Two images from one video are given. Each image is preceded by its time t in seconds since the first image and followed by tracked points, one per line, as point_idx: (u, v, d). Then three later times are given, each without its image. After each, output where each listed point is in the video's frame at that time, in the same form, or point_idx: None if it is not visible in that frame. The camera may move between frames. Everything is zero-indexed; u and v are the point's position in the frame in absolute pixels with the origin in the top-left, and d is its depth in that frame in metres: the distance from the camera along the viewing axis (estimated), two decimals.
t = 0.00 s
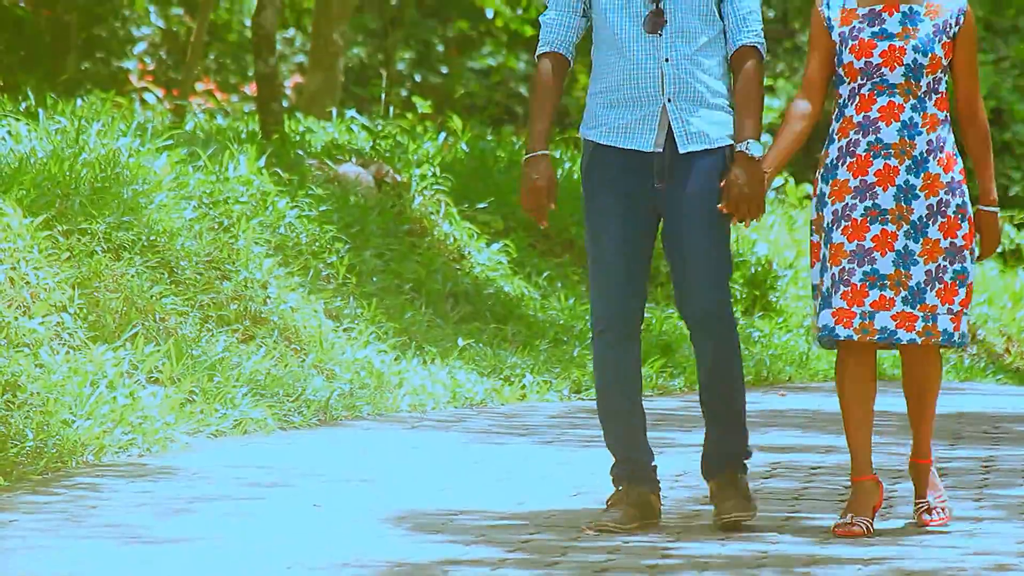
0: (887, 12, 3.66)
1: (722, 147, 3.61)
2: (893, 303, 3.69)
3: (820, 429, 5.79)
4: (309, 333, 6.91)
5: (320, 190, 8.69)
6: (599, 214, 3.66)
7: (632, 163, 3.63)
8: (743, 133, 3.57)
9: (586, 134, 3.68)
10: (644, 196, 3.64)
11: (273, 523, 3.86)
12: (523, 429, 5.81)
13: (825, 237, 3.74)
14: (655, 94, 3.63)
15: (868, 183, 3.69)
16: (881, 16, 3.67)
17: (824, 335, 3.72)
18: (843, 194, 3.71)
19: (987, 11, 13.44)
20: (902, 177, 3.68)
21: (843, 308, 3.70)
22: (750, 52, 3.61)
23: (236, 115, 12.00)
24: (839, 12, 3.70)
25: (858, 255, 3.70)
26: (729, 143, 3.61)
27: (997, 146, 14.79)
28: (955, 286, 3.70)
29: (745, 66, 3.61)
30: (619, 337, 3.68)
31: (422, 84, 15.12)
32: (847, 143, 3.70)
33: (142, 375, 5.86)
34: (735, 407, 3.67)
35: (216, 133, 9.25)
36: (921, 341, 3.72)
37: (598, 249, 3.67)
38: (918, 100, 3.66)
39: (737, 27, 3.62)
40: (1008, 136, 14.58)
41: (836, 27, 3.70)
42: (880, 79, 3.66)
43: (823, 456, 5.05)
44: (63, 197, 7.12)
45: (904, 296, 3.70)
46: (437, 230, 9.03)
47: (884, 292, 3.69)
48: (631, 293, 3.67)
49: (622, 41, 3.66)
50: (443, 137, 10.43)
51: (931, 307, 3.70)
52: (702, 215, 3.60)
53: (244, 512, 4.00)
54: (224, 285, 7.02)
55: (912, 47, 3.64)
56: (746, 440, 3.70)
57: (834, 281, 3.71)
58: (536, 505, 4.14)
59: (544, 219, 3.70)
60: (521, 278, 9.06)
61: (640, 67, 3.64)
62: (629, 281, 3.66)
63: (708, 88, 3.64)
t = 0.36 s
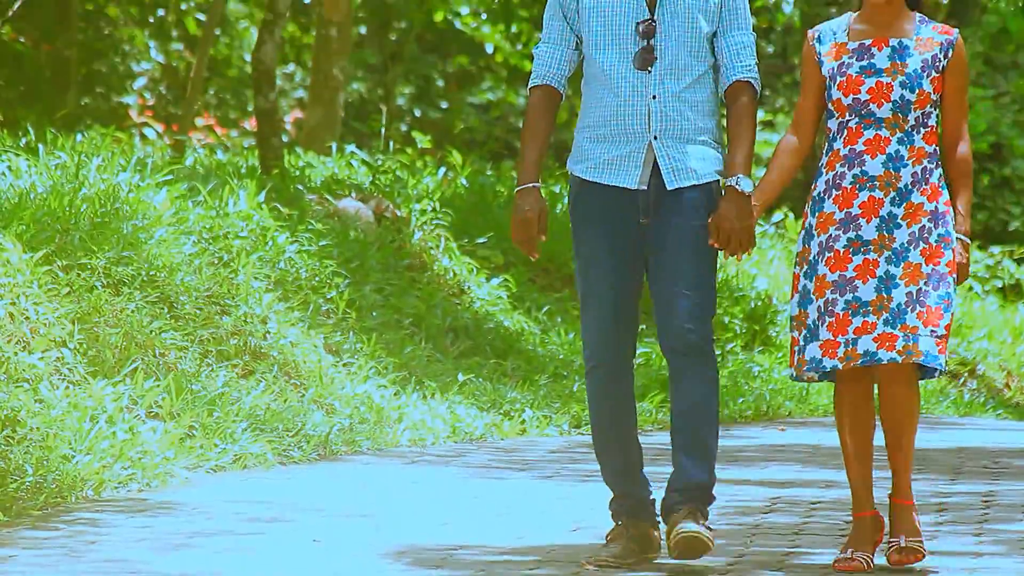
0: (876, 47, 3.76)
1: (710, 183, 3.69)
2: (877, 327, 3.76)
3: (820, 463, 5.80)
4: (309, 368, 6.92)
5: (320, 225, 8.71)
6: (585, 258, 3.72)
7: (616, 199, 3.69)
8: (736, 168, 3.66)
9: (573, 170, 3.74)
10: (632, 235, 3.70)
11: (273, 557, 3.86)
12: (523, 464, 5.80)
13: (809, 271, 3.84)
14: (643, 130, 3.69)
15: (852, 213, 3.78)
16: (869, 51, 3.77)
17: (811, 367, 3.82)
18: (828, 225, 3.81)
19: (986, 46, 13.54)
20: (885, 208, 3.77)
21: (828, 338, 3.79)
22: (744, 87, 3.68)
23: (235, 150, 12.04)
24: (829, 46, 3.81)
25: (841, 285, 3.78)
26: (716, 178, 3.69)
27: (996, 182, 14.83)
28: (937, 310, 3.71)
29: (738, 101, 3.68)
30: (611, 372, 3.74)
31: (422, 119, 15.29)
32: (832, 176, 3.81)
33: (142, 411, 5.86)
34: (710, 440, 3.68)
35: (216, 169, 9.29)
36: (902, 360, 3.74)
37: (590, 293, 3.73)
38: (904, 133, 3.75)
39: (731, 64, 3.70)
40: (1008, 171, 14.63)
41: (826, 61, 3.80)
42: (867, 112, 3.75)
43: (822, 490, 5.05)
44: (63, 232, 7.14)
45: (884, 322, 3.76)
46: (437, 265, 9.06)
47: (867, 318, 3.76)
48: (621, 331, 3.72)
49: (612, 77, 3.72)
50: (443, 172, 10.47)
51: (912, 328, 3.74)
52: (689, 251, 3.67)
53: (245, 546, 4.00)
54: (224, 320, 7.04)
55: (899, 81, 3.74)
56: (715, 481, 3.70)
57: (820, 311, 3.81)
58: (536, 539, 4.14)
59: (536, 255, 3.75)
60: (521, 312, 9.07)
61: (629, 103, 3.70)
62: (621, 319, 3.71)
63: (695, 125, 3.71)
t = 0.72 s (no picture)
0: (868, 88, 4.02)
1: (706, 229, 3.77)
2: (865, 372, 3.99)
3: (820, 503, 5.79)
4: (309, 408, 6.92)
5: (320, 264, 8.73)
6: (580, 297, 3.81)
7: (611, 241, 3.78)
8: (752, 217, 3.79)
9: (571, 213, 3.83)
10: (626, 277, 3.79)
11: None
12: (522, 504, 5.79)
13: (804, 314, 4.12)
14: (641, 175, 3.77)
15: (841, 255, 4.05)
16: (862, 91, 4.03)
17: (804, 411, 4.09)
18: (819, 267, 4.08)
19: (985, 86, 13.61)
20: (875, 249, 4.02)
21: (818, 383, 4.05)
22: (751, 133, 3.81)
23: (235, 190, 12.06)
24: (825, 88, 4.09)
25: (830, 328, 4.05)
26: (714, 226, 3.76)
27: (996, 222, 14.87)
28: (925, 351, 3.95)
29: (745, 148, 3.81)
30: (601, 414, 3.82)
31: (423, 158, 15.39)
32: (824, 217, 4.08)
33: (141, 451, 5.85)
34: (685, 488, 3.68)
35: (216, 209, 9.32)
36: (888, 405, 3.96)
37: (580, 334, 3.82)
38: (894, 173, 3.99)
39: (737, 112, 3.80)
40: (1008, 212, 14.65)
41: (820, 103, 4.08)
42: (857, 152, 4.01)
43: (823, 530, 5.05)
44: (62, 272, 7.16)
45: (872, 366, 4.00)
46: (436, 304, 9.09)
47: (855, 363, 4.01)
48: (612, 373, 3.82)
49: (612, 121, 3.79)
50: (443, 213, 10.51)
51: (899, 371, 3.97)
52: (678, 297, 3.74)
53: None
54: (224, 360, 7.05)
55: (888, 122, 3.98)
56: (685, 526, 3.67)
57: (812, 355, 4.08)
58: None
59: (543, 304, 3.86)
60: (521, 352, 9.07)
61: (628, 148, 3.78)
62: (611, 359, 3.81)
63: (694, 170, 3.79)
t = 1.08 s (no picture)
0: (869, 118, 4.27)
1: (708, 266, 3.79)
2: (857, 408, 4.23)
3: (821, 528, 5.80)
4: (309, 432, 6.93)
5: (320, 289, 8.74)
6: (583, 326, 3.86)
7: (614, 277, 3.81)
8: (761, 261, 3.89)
9: (575, 247, 3.88)
10: (628, 311, 3.82)
11: None
12: (523, 528, 5.79)
13: (796, 345, 4.35)
14: (645, 210, 3.80)
15: (836, 287, 4.26)
16: (861, 121, 4.28)
17: (793, 442, 4.31)
18: (814, 297, 4.30)
19: (985, 110, 13.68)
20: (870, 282, 4.24)
21: (812, 416, 4.29)
22: (760, 174, 3.88)
23: (235, 215, 12.08)
24: (827, 119, 4.35)
25: (825, 361, 4.28)
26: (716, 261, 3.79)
27: (996, 246, 14.87)
28: (916, 391, 4.18)
29: (752, 188, 3.89)
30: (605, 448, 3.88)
31: (423, 183, 15.41)
32: (820, 246, 4.30)
33: (142, 475, 5.86)
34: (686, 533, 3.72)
35: (217, 234, 9.35)
36: (879, 444, 4.18)
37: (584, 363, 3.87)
38: (891, 205, 4.21)
39: (747, 153, 3.87)
40: (1008, 236, 14.68)
41: (822, 133, 4.34)
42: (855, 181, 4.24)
43: (824, 555, 5.05)
44: (63, 296, 7.16)
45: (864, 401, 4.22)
46: (437, 328, 9.10)
47: (849, 398, 4.23)
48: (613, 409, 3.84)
49: (617, 154, 3.82)
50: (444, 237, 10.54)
51: (891, 410, 4.19)
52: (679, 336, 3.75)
53: None
54: (225, 384, 7.06)
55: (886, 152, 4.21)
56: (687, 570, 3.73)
57: (804, 387, 4.31)
58: None
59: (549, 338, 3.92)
60: (522, 376, 9.08)
61: (632, 182, 3.80)
62: (613, 396, 3.84)
63: (698, 206, 3.82)
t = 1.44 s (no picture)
0: (864, 143, 4.40)
1: (714, 288, 3.82)
2: (848, 438, 4.33)
3: (821, 555, 5.81)
4: (310, 460, 6.93)
5: (321, 316, 8.75)
6: (586, 343, 3.87)
7: (619, 298, 3.83)
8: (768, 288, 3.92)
9: (579, 264, 3.90)
10: (631, 333, 3.83)
11: None
12: (523, 556, 5.78)
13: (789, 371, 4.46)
14: (652, 230, 3.81)
15: (830, 315, 4.37)
16: (856, 147, 4.41)
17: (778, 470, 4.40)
18: (807, 324, 4.42)
19: (984, 138, 13.74)
20: (861, 309, 4.34)
21: (800, 441, 4.38)
22: (770, 204, 3.91)
23: (235, 243, 12.12)
24: (824, 145, 4.48)
25: (816, 387, 4.38)
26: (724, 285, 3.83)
27: (996, 274, 14.89)
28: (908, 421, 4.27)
29: (762, 215, 3.93)
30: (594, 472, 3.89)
31: (423, 211, 15.47)
32: (814, 275, 4.41)
33: (143, 503, 5.86)
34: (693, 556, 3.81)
35: (217, 261, 9.38)
36: (871, 474, 4.30)
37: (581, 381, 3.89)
38: (881, 231, 4.32)
39: (757, 182, 3.89)
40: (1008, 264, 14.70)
41: (817, 158, 4.47)
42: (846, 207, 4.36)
43: None
44: (63, 324, 7.18)
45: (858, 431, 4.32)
46: (437, 356, 9.11)
47: (840, 427, 4.34)
48: (607, 432, 3.86)
49: (626, 172, 3.84)
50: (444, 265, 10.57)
51: (882, 441, 4.30)
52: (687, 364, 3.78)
53: None
54: (225, 412, 7.06)
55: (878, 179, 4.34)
56: None
57: (793, 412, 4.41)
58: None
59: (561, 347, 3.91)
60: (522, 404, 9.07)
61: (640, 201, 3.82)
62: (613, 418, 3.85)
63: (705, 226, 3.83)
